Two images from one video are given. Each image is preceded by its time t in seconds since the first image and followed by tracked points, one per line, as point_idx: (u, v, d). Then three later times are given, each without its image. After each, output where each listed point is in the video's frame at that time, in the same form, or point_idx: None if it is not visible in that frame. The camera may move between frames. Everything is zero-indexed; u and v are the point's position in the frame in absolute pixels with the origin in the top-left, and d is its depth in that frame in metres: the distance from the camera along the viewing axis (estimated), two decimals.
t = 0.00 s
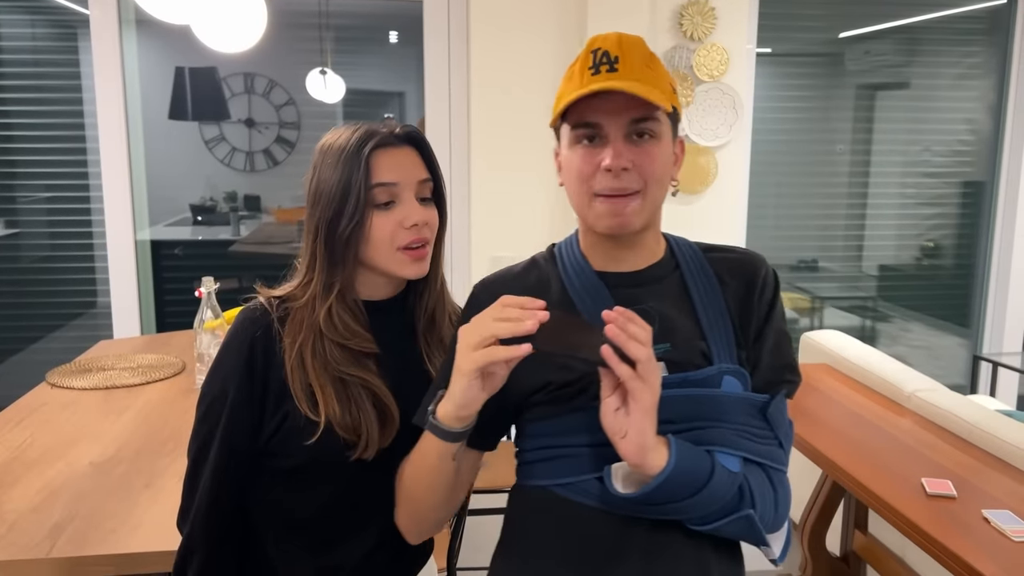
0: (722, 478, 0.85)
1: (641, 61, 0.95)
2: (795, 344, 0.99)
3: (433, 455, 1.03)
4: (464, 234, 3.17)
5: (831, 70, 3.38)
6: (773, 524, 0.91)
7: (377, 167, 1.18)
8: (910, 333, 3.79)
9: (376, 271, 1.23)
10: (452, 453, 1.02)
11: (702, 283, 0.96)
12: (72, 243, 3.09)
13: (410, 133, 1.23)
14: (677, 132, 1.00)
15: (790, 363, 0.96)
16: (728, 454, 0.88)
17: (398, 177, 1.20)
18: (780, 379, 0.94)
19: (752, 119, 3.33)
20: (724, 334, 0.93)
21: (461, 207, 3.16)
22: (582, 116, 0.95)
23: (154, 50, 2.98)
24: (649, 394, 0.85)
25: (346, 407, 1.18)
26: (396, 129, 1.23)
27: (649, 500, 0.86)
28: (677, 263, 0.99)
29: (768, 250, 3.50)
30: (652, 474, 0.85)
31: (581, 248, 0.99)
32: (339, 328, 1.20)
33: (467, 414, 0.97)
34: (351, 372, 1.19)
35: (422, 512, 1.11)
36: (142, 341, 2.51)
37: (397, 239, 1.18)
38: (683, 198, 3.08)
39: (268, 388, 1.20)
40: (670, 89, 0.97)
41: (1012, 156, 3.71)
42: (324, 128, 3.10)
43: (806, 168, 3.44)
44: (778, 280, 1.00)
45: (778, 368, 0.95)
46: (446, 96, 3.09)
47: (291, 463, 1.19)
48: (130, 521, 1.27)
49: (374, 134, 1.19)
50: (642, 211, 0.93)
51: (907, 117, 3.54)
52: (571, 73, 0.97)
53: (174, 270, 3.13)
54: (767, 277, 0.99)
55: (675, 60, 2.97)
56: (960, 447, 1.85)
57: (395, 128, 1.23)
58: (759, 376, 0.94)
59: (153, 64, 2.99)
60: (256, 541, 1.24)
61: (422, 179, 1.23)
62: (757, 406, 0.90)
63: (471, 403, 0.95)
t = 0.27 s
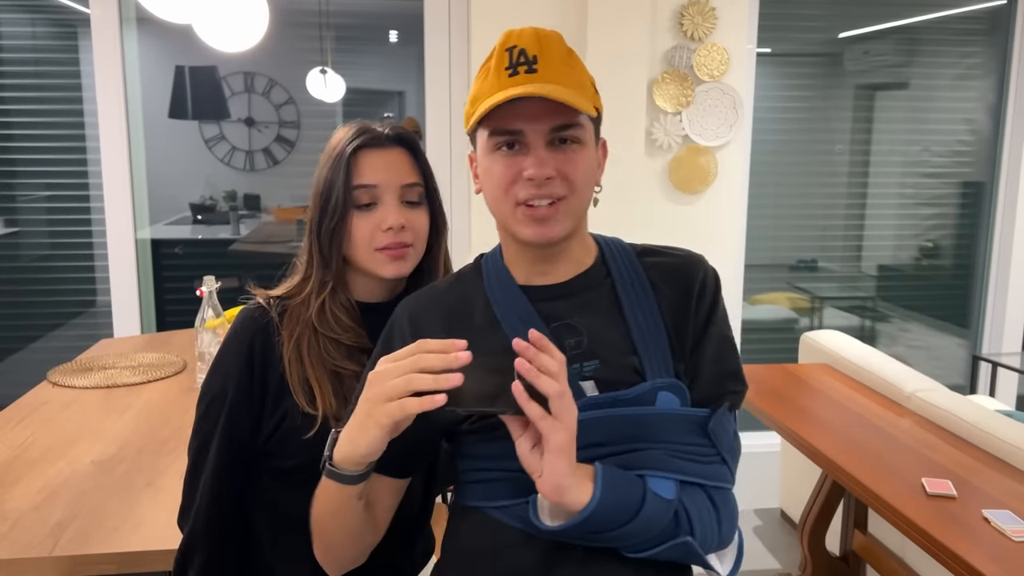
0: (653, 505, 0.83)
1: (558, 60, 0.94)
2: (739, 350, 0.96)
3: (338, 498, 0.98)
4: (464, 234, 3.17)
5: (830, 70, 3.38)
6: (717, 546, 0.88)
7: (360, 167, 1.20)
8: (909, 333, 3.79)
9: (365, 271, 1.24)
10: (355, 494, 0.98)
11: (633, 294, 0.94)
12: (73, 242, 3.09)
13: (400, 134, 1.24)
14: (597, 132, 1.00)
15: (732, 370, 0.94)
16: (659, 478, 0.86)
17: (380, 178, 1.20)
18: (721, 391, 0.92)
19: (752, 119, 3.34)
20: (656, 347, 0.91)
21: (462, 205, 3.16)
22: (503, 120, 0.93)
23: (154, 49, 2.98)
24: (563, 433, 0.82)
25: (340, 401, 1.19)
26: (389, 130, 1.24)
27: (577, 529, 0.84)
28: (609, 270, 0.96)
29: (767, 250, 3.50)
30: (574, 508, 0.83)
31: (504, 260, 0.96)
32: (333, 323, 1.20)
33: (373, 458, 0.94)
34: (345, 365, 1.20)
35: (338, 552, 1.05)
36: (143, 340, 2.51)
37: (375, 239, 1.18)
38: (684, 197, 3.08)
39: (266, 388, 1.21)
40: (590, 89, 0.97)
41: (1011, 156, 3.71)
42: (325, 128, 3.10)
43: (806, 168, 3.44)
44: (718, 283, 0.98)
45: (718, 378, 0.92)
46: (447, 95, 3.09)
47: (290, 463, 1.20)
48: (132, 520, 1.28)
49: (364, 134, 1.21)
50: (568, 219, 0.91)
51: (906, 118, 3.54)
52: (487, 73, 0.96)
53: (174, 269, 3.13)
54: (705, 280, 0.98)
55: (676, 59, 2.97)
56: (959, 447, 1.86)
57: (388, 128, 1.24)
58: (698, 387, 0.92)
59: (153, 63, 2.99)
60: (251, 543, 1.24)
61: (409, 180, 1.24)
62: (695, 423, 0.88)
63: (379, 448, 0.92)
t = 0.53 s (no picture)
0: (675, 499, 0.84)
1: (552, 82, 0.89)
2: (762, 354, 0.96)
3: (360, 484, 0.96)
4: (464, 233, 3.18)
5: (831, 69, 3.38)
6: (732, 553, 0.88)
7: (341, 165, 1.19)
8: (909, 333, 3.79)
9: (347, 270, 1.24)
10: (383, 480, 0.95)
11: (660, 292, 0.94)
12: (72, 240, 3.09)
13: (385, 132, 1.23)
14: (619, 134, 0.94)
15: (756, 374, 0.94)
16: (681, 474, 0.86)
17: (362, 177, 1.19)
18: (743, 396, 0.93)
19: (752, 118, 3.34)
20: (681, 345, 0.91)
21: (462, 205, 3.16)
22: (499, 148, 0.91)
23: (154, 47, 2.98)
24: (596, 414, 0.82)
25: (321, 395, 1.19)
26: (375, 127, 1.23)
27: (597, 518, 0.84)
28: (635, 268, 0.96)
29: (767, 250, 3.50)
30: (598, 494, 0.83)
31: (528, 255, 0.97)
32: (309, 319, 1.21)
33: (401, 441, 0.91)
34: (325, 359, 1.20)
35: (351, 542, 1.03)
36: (143, 339, 2.51)
37: (356, 238, 1.18)
38: (684, 197, 3.08)
39: (252, 391, 1.21)
40: (597, 91, 0.91)
41: (1012, 156, 3.71)
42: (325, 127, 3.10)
43: (807, 167, 3.44)
44: (744, 289, 0.99)
45: (740, 383, 0.93)
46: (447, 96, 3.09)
47: (279, 466, 1.20)
48: (133, 519, 1.27)
49: (347, 132, 1.21)
50: (572, 242, 0.90)
51: (907, 117, 3.54)
52: (488, 96, 0.94)
53: (174, 268, 3.13)
54: (731, 286, 0.98)
55: (677, 59, 2.98)
56: (959, 447, 1.86)
57: (372, 126, 1.23)
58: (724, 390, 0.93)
59: (153, 61, 2.99)
60: (250, 547, 1.25)
61: (394, 179, 1.22)
62: (717, 423, 0.89)
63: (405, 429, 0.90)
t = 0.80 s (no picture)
0: (723, 492, 0.86)
1: (592, 71, 0.94)
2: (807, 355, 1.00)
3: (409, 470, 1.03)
4: (463, 233, 3.18)
5: (831, 69, 3.38)
6: (769, 548, 0.91)
7: (346, 173, 1.18)
8: (909, 332, 3.79)
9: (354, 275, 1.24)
10: (431, 467, 1.01)
11: (709, 289, 0.98)
12: (72, 239, 3.09)
13: (386, 135, 1.22)
14: (666, 130, 0.97)
15: (801, 375, 0.97)
16: (729, 468, 0.88)
17: (369, 183, 1.18)
18: (787, 395, 0.96)
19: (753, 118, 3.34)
20: (729, 341, 0.95)
21: (461, 204, 3.16)
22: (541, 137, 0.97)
23: (154, 46, 2.97)
24: (648, 404, 0.85)
25: (322, 417, 1.18)
26: (374, 130, 1.22)
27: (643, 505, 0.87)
28: (686, 264, 1.01)
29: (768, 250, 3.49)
30: (649, 482, 0.86)
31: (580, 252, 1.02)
32: (312, 335, 1.20)
33: (446, 431, 0.98)
34: (329, 381, 1.19)
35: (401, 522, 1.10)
36: (143, 338, 2.51)
37: (366, 246, 1.17)
38: (684, 196, 3.08)
39: (252, 396, 1.21)
40: (639, 83, 0.94)
41: (1012, 156, 3.71)
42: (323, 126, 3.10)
43: (807, 167, 3.44)
44: (793, 291, 1.01)
45: (784, 382, 0.96)
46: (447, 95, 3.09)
47: (277, 472, 1.19)
48: (130, 517, 1.27)
49: (349, 136, 1.19)
50: (604, 233, 0.93)
51: (908, 117, 3.54)
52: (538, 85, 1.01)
53: (173, 266, 3.13)
54: (781, 284, 1.01)
55: (677, 59, 2.97)
56: (959, 447, 1.85)
57: (372, 129, 1.22)
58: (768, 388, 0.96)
59: (153, 60, 2.99)
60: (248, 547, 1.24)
61: (400, 182, 1.21)
62: (762, 421, 0.92)
63: (450, 419, 0.96)
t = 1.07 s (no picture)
0: (731, 490, 0.86)
1: (577, 68, 0.94)
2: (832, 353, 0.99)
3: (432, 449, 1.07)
4: (463, 232, 3.18)
5: (832, 69, 3.38)
6: (782, 545, 0.92)
7: (363, 169, 1.18)
8: (909, 332, 3.79)
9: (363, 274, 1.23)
10: (452, 447, 1.04)
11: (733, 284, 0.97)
12: (72, 238, 3.09)
13: (398, 132, 1.23)
14: (646, 129, 0.95)
15: (823, 372, 0.97)
16: (740, 466, 0.89)
17: (384, 179, 1.18)
18: (808, 394, 0.96)
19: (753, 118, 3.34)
20: (751, 337, 0.95)
21: (461, 203, 3.16)
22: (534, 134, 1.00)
23: (154, 46, 2.97)
24: (652, 405, 0.84)
25: (339, 413, 1.19)
26: (386, 128, 1.23)
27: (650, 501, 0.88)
28: (710, 257, 1.01)
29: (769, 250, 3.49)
30: (652, 479, 0.86)
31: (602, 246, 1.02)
32: (329, 332, 1.20)
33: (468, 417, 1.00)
34: (345, 377, 1.20)
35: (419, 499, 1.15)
36: (142, 337, 2.52)
37: (381, 241, 1.17)
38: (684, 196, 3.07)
39: (263, 397, 1.20)
40: (609, 82, 0.93)
41: (1013, 156, 3.71)
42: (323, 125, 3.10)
43: (808, 167, 3.44)
44: (820, 289, 1.00)
45: (807, 382, 0.96)
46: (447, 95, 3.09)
47: (288, 473, 1.20)
48: (128, 517, 1.27)
49: (362, 134, 1.19)
50: (576, 229, 0.94)
51: (908, 116, 3.54)
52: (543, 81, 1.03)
53: (173, 265, 3.13)
54: (807, 279, 1.00)
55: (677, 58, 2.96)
56: (958, 447, 1.85)
57: (385, 127, 1.22)
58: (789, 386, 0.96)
59: (153, 59, 2.99)
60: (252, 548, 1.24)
61: (412, 180, 1.22)
62: (780, 419, 0.92)
63: (471, 407, 0.98)
